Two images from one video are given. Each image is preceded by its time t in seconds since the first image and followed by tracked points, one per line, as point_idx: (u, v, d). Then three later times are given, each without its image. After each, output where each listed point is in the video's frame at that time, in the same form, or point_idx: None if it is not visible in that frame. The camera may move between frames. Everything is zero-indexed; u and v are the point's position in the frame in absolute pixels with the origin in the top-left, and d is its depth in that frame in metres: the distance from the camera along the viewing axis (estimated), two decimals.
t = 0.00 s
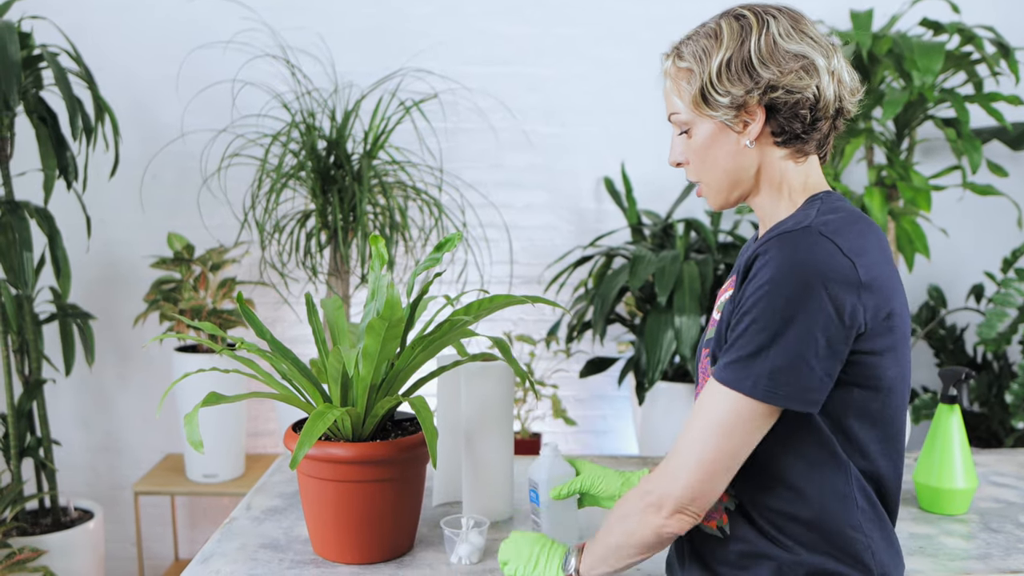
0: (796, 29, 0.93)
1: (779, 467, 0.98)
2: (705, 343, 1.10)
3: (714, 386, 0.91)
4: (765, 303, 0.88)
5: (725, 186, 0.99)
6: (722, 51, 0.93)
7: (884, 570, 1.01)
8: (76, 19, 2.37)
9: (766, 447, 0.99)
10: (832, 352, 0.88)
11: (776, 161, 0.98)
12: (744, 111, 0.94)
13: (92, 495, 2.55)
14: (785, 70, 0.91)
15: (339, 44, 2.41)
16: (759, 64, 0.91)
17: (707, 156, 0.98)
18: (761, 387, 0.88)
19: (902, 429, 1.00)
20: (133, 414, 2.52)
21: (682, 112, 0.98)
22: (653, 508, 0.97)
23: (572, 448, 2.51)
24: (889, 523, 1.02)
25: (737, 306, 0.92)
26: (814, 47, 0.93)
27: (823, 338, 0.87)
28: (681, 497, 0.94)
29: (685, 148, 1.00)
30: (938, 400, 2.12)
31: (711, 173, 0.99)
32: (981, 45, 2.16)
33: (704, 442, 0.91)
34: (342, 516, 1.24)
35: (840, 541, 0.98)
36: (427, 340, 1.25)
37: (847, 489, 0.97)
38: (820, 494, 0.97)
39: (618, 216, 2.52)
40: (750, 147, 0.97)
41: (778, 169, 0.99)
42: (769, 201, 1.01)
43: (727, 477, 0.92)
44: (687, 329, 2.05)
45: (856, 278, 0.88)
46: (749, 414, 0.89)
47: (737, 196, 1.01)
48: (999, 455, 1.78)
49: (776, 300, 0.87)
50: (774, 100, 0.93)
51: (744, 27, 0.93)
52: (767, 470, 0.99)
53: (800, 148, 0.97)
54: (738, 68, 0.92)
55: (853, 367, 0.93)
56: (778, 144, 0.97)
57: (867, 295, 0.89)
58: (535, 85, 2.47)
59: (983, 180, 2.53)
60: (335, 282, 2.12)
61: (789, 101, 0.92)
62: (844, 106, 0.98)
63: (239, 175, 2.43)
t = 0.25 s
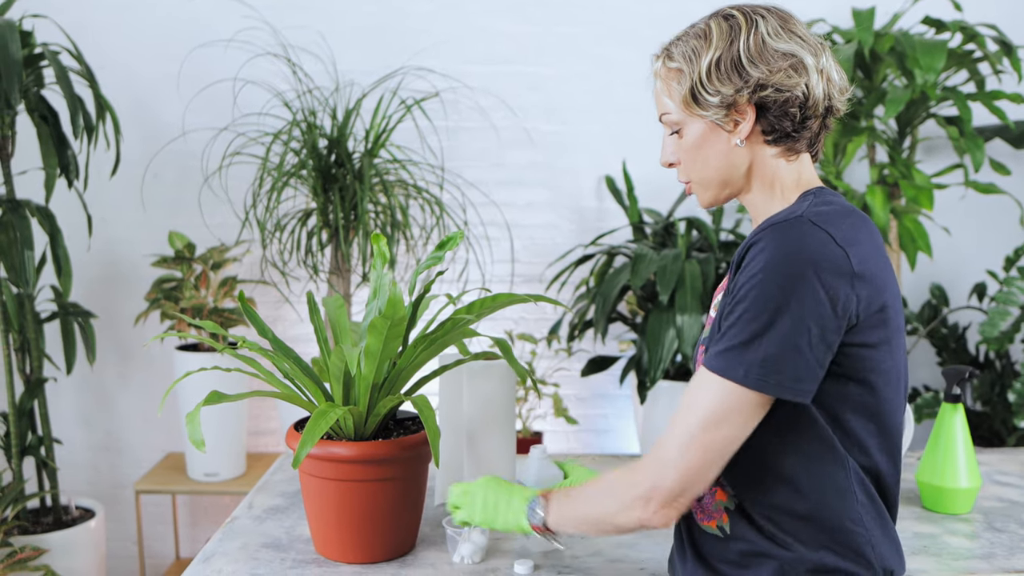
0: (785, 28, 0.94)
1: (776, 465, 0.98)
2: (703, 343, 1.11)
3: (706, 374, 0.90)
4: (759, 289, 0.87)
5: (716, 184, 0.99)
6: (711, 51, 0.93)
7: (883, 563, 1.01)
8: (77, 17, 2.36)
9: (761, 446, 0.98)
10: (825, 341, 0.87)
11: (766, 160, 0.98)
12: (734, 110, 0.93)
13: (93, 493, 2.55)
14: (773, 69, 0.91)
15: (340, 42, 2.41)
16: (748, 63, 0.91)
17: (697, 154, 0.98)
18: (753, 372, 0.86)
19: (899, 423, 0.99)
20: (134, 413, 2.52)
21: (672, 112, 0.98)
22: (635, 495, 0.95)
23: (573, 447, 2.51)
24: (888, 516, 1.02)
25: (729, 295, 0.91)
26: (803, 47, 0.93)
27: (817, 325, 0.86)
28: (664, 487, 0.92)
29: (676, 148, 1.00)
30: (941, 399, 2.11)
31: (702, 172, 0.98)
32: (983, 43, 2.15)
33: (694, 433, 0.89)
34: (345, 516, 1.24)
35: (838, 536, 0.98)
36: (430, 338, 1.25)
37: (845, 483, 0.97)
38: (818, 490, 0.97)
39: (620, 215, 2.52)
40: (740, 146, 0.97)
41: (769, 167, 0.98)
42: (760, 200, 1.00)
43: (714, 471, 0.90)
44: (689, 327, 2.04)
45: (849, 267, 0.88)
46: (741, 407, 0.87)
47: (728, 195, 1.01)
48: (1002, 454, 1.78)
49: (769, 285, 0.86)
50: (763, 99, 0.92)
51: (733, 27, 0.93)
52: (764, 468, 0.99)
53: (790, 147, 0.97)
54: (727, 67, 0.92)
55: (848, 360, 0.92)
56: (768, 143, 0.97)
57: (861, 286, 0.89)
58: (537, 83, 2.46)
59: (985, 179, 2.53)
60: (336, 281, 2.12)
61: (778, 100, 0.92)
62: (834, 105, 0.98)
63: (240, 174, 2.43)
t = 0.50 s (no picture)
0: (784, 28, 0.94)
1: (768, 457, 0.97)
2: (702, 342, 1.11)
3: (683, 353, 0.92)
4: (745, 275, 0.88)
5: (714, 184, 0.99)
6: (710, 50, 0.93)
7: (880, 556, 1.00)
8: (77, 16, 2.36)
9: (752, 438, 0.98)
10: (808, 335, 0.88)
11: (764, 159, 0.98)
12: (733, 109, 0.93)
13: (94, 493, 2.54)
14: (773, 69, 0.92)
15: (341, 41, 2.40)
16: (747, 63, 0.91)
17: (694, 153, 0.97)
18: (729, 357, 0.88)
19: (892, 417, 0.99)
20: (134, 412, 2.52)
21: (671, 111, 0.97)
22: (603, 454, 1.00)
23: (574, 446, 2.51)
24: (885, 510, 1.01)
25: (719, 283, 0.93)
26: (801, 46, 0.93)
27: (800, 319, 0.87)
28: (629, 452, 0.97)
29: (674, 147, 0.99)
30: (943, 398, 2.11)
31: (699, 171, 0.98)
32: (984, 42, 2.15)
33: (662, 408, 0.92)
34: (346, 516, 1.23)
35: (833, 529, 0.97)
36: (432, 337, 1.25)
37: (837, 475, 0.96)
38: (810, 482, 0.96)
39: (621, 214, 2.51)
40: (739, 145, 0.96)
41: (767, 166, 0.98)
42: (757, 200, 1.00)
43: (674, 442, 0.94)
44: (690, 326, 2.04)
45: (837, 266, 0.88)
46: (709, 388, 0.90)
47: (725, 193, 1.00)
48: (1004, 454, 1.78)
49: (755, 274, 0.88)
50: (762, 98, 0.92)
51: (733, 27, 0.93)
52: (756, 460, 0.98)
53: (788, 146, 0.97)
54: (726, 66, 0.92)
55: (838, 356, 0.92)
56: (766, 142, 0.96)
57: (851, 284, 0.89)
58: (538, 82, 2.46)
59: (987, 178, 2.52)
60: (337, 280, 2.11)
61: (777, 99, 0.92)
62: (831, 106, 0.98)
63: (241, 173, 2.43)
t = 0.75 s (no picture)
0: (781, 28, 0.94)
1: (765, 456, 0.97)
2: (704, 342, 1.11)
3: (681, 352, 0.92)
4: (739, 274, 0.88)
5: (713, 183, 0.98)
6: (708, 50, 0.93)
7: (876, 553, 1.00)
8: (76, 15, 2.35)
9: (750, 436, 0.97)
10: (804, 331, 0.87)
11: (763, 158, 0.97)
12: (731, 109, 0.93)
13: (93, 493, 2.54)
14: (770, 68, 0.92)
15: (341, 41, 2.40)
16: (744, 62, 0.91)
17: (693, 153, 0.97)
18: (725, 356, 0.88)
19: (889, 415, 0.99)
20: (134, 412, 2.52)
21: (669, 111, 0.97)
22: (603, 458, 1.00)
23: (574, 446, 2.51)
24: (882, 508, 1.01)
25: (714, 282, 0.93)
26: (798, 46, 0.93)
27: (795, 316, 0.87)
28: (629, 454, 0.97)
29: (673, 147, 0.99)
30: (944, 398, 2.11)
31: (699, 170, 0.98)
32: (985, 41, 2.15)
33: (663, 407, 0.92)
34: (347, 515, 1.23)
35: (830, 526, 0.97)
36: (433, 337, 1.24)
37: (833, 473, 0.96)
38: (807, 480, 0.96)
39: (621, 214, 2.51)
40: (737, 145, 0.96)
41: (765, 165, 0.98)
42: (756, 200, 1.00)
43: (674, 443, 0.94)
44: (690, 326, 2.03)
45: (831, 262, 0.88)
46: (708, 387, 0.90)
47: (724, 194, 1.00)
48: (1006, 454, 1.77)
49: (749, 272, 0.88)
50: (760, 97, 0.92)
51: (730, 27, 0.93)
52: (753, 459, 0.98)
53: (786, 146, 0.96)
54: (724, 65, 0.92)
55: (833, 353, 0.92)
56: (765, 142, 0.96)
57: (845, 280, 0.89)
58: (539, 82, 2.46)
59: (987, 177, 2.52)
60: (337, 279, 2.11)
61: (774, 98, 0.92)
62: (829, 106, 0.98)
63: (241, 173, 2.43)
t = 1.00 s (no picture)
0: (788, 28, 0.94)
1: (770, 458, 0.97)
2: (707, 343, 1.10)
3: (692, 362, 0.91)
4: (752, 278, 0.88)
5: (718, 183, 0.98)
6: (714, 50, 0.93)
7: (881, 554, 1.00)
8: (75, 15, 2.35)
9: (755, 438, 0.97)
10: (818, 331, 0.88)
11: (768, 158, 0.97)
12: (737, 108, 0.93)
13: (93, 493, 2.54)
14: (776, 68, 0.92)
15: (341, 40, 2.40)
16: (751, 62, 0.91)
17: (699, 153, 0.97)
18: (741, 361, 0.88)
19: (895, 416, 0.99)
20: (134, 412, 2.52)
21: (675, 111, 0.97)
22: (617, 470, 1.00)
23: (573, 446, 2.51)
24: (888, 510, 1.01)
25: (725, 287, 0.92)
26: (804, 46, 0.94)
27: (810, 316, 0.87)
28: (644, 466, 0.96)
29: (678, 147, 0.99)
30: (943, 398, 2.11)
31: (704, 170, 0.98)
32: (984, 41, 2.15)
33: (677, 418, 0.92)
34: (347, 515, 1.23)
35: (835, 528, 0.97)
36: (433, 337, 1.24)
37: (839, 476, 0.96)
38: (812, 482, 0.96)
39: (620, 214, 2.51)
40: (743, 144, 0.96)
41: (771, 164, 0.98)
42: (760, 200, 1.00)
43: (690, 456, 0.93)
44: (690, 326, 2.03)
45: (843, 259, 0.89)
46: (720, 396, 0.90)
47: (728, 194, 1.00)
48: (1005, 453, 1.78)
49: (763, 275, 0.87)
50: (766, 96, 0.93)
51: (736, 27, 0.93)
52: (759, 461, 0.98)
53: (791, 145, 0.97)
54: (730, 66, 0.92)
55: (843, 355, 0.92)
56: (770, 141, 0.96)
57: (856, 280, 0.89)
58: (539, 82, 2.46)
59: (986, 177, 2.52)
60: (337, 279, 2.11)
61: (780, 98, 0.92)
62: (834, 106, 0.98)
63: (240, 173, 2.42)
